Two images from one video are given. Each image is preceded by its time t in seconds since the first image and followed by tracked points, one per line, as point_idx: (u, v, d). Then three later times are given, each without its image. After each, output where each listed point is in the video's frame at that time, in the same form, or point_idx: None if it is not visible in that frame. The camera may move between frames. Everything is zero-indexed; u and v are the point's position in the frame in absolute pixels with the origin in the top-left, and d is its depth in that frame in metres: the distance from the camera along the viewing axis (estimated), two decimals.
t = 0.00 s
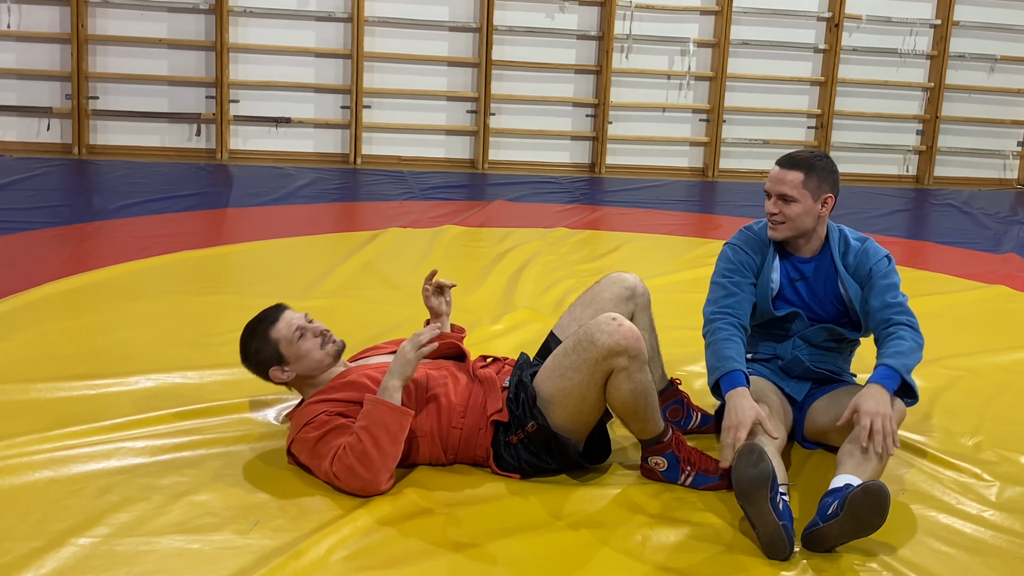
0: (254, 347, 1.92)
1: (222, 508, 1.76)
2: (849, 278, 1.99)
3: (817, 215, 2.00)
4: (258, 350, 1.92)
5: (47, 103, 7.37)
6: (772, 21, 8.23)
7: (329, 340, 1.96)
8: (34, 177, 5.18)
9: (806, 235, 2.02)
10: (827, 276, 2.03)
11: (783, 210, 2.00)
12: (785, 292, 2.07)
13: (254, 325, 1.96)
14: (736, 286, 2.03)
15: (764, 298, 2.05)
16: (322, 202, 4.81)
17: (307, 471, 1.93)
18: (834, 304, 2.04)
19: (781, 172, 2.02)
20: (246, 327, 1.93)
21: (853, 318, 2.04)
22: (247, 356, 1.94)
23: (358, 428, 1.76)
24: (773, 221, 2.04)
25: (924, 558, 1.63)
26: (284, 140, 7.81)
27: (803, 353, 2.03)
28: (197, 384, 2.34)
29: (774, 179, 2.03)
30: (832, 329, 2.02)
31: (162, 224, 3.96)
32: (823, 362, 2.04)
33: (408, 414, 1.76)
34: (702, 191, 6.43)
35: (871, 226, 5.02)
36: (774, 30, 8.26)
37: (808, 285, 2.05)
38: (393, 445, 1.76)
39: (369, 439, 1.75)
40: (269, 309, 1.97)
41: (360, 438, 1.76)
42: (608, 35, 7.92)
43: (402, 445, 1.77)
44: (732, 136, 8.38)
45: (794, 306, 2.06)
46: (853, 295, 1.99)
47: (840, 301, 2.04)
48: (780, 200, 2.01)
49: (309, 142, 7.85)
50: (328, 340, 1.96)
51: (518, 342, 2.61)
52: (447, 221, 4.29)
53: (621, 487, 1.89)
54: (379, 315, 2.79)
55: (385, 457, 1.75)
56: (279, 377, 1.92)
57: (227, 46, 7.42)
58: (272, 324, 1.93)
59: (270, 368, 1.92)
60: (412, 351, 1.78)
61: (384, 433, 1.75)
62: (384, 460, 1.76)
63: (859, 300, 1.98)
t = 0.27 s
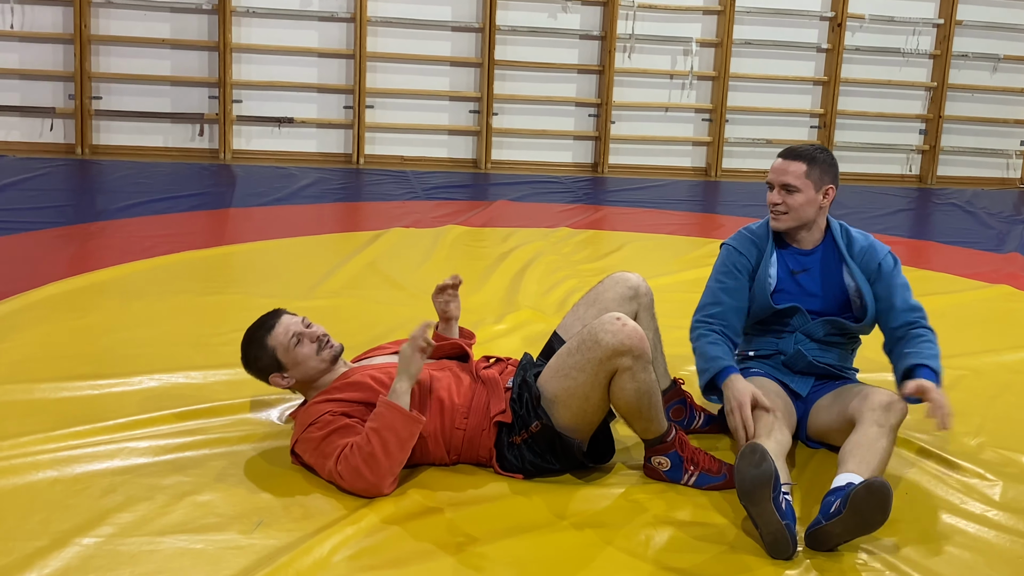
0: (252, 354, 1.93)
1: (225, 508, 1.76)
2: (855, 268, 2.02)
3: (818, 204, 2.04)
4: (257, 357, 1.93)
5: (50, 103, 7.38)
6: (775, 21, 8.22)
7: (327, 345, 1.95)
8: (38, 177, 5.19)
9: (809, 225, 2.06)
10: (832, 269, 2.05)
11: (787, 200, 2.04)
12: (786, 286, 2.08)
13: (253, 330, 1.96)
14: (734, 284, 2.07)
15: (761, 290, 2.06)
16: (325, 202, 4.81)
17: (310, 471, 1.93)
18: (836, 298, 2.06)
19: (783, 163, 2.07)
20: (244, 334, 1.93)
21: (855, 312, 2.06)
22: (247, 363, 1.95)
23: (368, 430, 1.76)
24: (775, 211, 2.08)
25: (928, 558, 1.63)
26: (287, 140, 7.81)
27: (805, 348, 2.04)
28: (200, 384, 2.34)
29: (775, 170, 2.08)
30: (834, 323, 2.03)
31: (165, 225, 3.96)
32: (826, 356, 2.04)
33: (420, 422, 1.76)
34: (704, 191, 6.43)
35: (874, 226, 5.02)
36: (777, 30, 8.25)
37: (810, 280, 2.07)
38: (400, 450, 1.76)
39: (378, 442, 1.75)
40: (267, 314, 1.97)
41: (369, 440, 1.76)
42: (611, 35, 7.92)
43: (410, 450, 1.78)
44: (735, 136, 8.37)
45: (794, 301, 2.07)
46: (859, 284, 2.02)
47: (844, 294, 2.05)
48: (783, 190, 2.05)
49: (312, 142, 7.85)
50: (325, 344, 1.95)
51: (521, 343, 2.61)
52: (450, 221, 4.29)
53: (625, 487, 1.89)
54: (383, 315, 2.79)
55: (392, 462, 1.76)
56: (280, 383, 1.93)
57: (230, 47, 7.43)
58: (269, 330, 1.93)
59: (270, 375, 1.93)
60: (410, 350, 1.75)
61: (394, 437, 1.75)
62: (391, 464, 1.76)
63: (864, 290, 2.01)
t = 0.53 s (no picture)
0: (261, 343, 1.93)
1: (228, 507, 1.76)
2: (874, 258, 2.06)
3: (840, 197, 2.09)
4: (265, 346, 1.92)
5: (54, 103, 7.39)
6: (778, 20, 8.21)
7: (337, 345, 1.96)
8: (42, 177, 5.19)
9: (828, 217, 2.10)
10: (844, 258, 2.10)
11: (815, 188, 2.06)
12: (792, 275, 2.11)
13: (264, 320, 1.96)
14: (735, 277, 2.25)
15: (759, 272, 2.12)
16: (328, 201, 4.81)
17: (313, 470, 1.94)
18: (848, 289, 2.09)
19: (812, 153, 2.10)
20: (255, 322, 1.93)
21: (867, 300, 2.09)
22: (254, 352, 1.95)
23: (371, 428, 1.76)
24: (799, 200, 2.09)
25: (930, 556, 1.63)
26: (290, 140, 7.82)
27: (812, 342, 2.06)
28: (203, 383, 2.34)
29: (801, 160, 2.11)
30: (841, 311, 2.06)
31: (169, 224, 3.96)
32: (832, 351, 2.06)
33: (421, 419, 1.76)
34: (707, 190, 6.43)
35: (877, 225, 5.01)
36: (780, 29, 8.24)
37: (817, 268, 2.10)
38: (403, 448, 1.76)
39: (380, 440, 1.75)
40: (281, 306, 1.97)
41: (371, 439, 1.75)
42: (614, 34, 7.92)
43: (412, 449, 1.78)
44: (738, 135, 8.37)
45: (800, 290, 2.10)
46: (877, 274, 2.05)
47: (859, 284, 2.09)
48: (811, 178, 2.08)
49: (315, 141, 7.86)
50: (336, 343, 1.96)
51: (525, 341, 2.61)
52: (453, 220, 4.29)
53: (628, 486, 1.89)
54: (386, 314, 2.79)
55: (394, 460, 1.76)
56: (285, 375, 1.92)
57: (234, 46, 7.44)
58: (283, 321, 1.93)
59: (277, 365, 1.92)
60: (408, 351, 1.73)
61: (396, 436, 1.74)
62: (393, 462, 1.76)
63: (881, 280, 2.04)
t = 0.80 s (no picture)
0: (270, 334, 1.93)
1: (230, 506, 1.76)
2: (876, 242, 2.15)
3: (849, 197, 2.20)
4: (274, 337, 1.93)
5: (56, 103, 7.40)
6: (780, 19, 8.21)
7: (344, 340, 1.97)
8: (44, 176, 5.20)
9: (837, 214, 2.19)
10: (844, 244, 2.18)
11: (833, 185, 2.15)
12: (796, 258, 2.17)
13: (274, 311, 1.97)
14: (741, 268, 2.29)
15: (765, 253, 2.18)
16: (330, 201, 4.81)
17: (314, 469, 1.93)
18: (849, 273, 2.15)
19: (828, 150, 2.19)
20: (266, 313, 1.94)
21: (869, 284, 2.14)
22: (262, 344, 1.95)
23: (380, 429, 1.76)
24: (815, 194, 2.16)
25: (933, 556, 1.63)
26: (292, 139, 7.82)
27: (816, 327, 2.09)
28: (205, 383, 2.34)
29: (820, 155, 2.17)
30: (845, 291, 2.11)
31: (171, 223, 3.97)
32: (835, 339, 2.08)
33: (430, 424, 1.77)
34: (709, 190, 6.43)
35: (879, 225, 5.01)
36: (782, 28, 8.23)
37: (819, 254, 2.17)
38: (410, 451, 1.77)
39: (388, 442, 1.76)
40: (292, 298, 1.99)
41: (380, 440, 1.76)
42: (615, 34, 7.92)
43: (419, 452, 1.78)
44: (740, 135, 8.36)
45: (804, 272, 2.16)
46: (880, 255, 2.13)
47: (859, 269, 2.16)
48: (830, 175, 2.16)
49: (317, 141, 7.86)
50: (343, 339, 1.96)
51: (527, 341, 2.62)
52: (456, 220, 4.29)
53: (629, 486, 1.89)
54: (388, 313, 2.80)
55: (401, 463, 1.77)
56: (290, 368, 1.92)
57: (236, 45, 7.44)
58: (293, 313, 1.94)
59: (283, 358, 1.93)
60: (432, 352, 1.77)
61: (405, 438, 1.75)
62: (399, 464, 1.77)
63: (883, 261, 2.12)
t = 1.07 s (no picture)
0: (269, 338, 1.94)
1: (233, 506, 1.77)
2: (873, 237, 2.16)
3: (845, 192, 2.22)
4: (273, 340, 1.93)
5: (60, 102, 7.40)
6: (783, 19, 8.21)
7: (343, 337, 1.97)
8: (47, 176, 5.21)
9: (836, 211, 2.21)
10: (844, 241, 2.18)
11: (829, 184, 2.17)
12: (797, 254, 2.18)
13: (271, 315, 1.97)
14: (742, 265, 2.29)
15: (767, 247, 2.18)
16: (333, 201, 4.82)
17: (317, 468, 1.94)
18: (849, 269, 2.16)
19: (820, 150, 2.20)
20: (262, 317, 1.94)
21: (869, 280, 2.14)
22: (262, 348, 1.95)
23: (382, 427, 1.76)
24: (811, 193, 2.18)
25: (935, 555, 1.63)
26: (295, 139, 7.83)
27: (817, 322, 2.09)
28: (208, 382, 2.34)
29: (813, 155, 2.19)
30: (847, 285, 2.11)
31: (174, 223, 3.97)
32: (837, 334, 2.08)
33: (433, 422, 1.77)
34: (712, 190, 6.42)
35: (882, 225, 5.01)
36: (784, 28, 8.23)
37: (819, 249, 2.17)
38: (413, 449, 1.77)
39: (391, 440, 1.76)
40: (287, 300, 1.99)
41: (382, 438, 1.76)
42: (618, 34, 7.92)
43: (421, 450, 1.78)
44: (742, 134, 8.36)
45: (805, 267, 2.16)
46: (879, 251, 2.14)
47: (860, 264, 2.16)
48: (825, 175, 2.18)
49: (320, 141, 7.86)
50: (342, 335, 1.96)
51: (529, 340, 2.62)
52: (458, 219, 4.29)
53: (631, 485, 1.89)
54: (391, 312, 2.80)
55: (403, 460, 1.77)
56: (291, 369, 1.92)
57: (239, 45, 7.45)
58: (288, 314, 1.95)
59: (283, 359, 1.93)
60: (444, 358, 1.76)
61: (408, 436, 1.75)
62: (402, 462, 1.77)
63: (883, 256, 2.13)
